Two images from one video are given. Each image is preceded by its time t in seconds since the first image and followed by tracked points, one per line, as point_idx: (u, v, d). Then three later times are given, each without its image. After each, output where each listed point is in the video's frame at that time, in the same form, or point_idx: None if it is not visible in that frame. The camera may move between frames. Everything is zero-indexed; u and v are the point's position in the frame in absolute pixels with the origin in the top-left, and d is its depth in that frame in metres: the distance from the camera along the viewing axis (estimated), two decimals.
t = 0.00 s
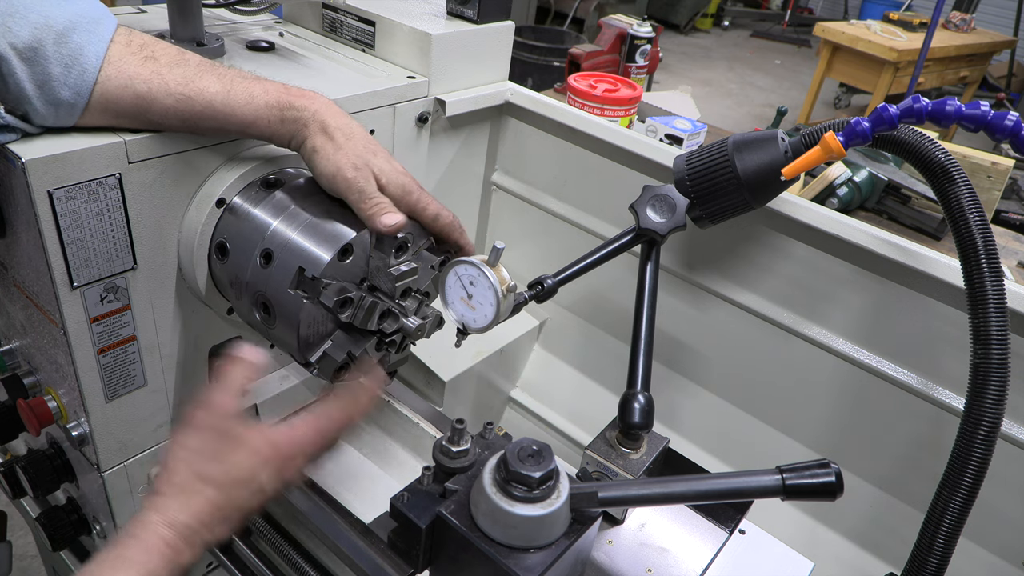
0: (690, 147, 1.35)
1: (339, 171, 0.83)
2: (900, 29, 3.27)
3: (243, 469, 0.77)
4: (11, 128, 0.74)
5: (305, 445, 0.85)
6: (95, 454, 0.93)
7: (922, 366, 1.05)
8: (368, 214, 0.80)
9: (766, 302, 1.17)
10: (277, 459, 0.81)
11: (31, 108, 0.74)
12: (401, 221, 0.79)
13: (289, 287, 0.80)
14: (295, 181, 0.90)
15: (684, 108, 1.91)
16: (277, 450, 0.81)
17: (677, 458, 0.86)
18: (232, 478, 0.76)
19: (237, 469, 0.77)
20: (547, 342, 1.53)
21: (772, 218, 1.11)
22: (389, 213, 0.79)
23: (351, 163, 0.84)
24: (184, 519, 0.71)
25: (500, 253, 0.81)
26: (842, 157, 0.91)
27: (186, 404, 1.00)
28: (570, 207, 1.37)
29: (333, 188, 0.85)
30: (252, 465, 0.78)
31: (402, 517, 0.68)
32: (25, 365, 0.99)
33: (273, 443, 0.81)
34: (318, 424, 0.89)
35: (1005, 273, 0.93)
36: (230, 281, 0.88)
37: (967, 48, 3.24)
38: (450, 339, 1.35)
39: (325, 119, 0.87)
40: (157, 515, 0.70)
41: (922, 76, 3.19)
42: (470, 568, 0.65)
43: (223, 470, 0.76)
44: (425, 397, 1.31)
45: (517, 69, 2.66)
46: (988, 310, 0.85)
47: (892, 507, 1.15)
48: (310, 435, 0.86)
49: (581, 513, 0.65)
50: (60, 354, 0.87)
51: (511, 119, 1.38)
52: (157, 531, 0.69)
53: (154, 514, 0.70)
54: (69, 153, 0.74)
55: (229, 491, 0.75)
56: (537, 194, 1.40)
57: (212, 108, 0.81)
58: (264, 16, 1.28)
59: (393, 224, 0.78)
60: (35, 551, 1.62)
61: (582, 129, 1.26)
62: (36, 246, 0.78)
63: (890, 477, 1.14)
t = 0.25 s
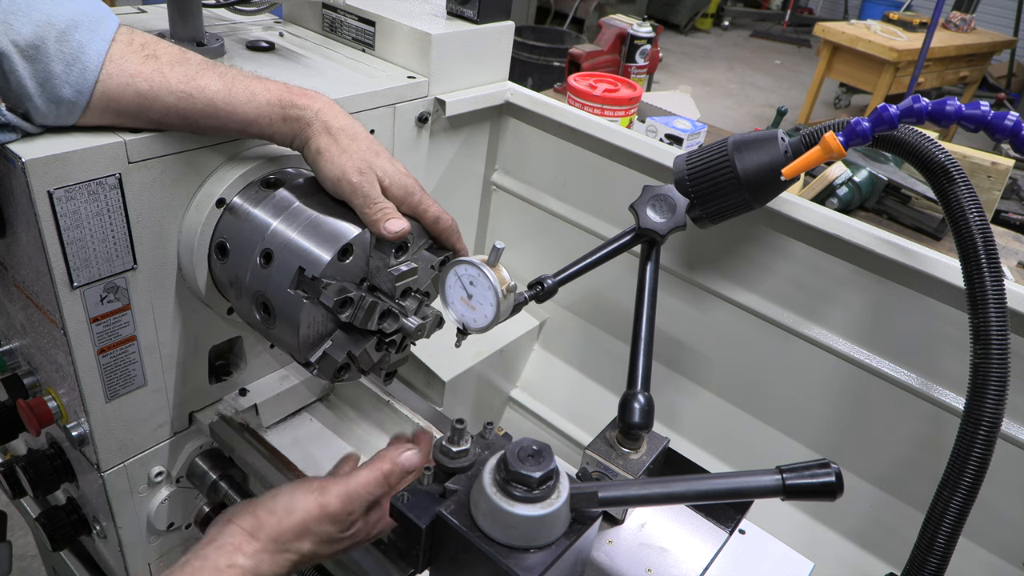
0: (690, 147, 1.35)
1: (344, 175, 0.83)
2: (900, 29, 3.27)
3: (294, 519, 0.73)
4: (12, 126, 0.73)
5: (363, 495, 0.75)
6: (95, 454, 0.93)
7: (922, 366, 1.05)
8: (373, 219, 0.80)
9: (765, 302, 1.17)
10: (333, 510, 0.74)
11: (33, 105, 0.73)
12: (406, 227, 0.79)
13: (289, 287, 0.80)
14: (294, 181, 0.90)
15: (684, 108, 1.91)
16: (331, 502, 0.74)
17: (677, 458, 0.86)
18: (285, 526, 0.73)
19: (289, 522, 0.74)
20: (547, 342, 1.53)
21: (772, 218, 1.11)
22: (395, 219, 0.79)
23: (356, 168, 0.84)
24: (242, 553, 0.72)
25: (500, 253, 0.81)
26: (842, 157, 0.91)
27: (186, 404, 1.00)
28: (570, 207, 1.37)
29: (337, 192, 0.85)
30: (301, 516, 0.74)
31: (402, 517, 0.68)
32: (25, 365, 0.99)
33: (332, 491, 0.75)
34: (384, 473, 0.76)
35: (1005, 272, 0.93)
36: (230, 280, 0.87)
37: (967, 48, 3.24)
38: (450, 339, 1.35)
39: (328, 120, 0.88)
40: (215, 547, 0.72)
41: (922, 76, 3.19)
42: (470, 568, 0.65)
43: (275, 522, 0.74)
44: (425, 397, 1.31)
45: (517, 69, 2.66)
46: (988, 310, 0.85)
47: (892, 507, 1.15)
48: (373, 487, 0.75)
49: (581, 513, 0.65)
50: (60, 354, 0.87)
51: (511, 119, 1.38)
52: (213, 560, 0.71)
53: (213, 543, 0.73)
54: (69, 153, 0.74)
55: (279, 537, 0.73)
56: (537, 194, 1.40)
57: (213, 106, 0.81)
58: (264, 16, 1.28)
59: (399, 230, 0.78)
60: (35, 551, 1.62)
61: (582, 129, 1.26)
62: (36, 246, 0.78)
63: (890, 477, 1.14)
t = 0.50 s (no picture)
0: (690, 147, 1.35)
1: (344, 176, 0.83)
2: (900, 29, 3.27)
3: (298, 476, 0.70)
4: (12, 126, 0.73)
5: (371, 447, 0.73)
6: (95, 454, 0.93)
7: (922, 366, 1.05)
8: (373, 220, 0.80)
9: (766, 302, 1.17)
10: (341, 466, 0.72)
11: (33, 105, 0.73)
12: (406, 228, 0.79)
13: (289, 287, 0.80)
14: (294, 181, 0.89)
15: (684, 108, 1.91)
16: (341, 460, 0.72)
17: (677, 458, 0.86)
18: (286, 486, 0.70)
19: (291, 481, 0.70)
20: (547, 341, 1.53)
21: (772, 218, 1.11)
22: (395, 220, 0.79)
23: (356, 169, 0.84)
24: (235, 522, 0.68)
25: (500, 253, 0.81)
26: (842, 157, 0.91)
27: (186, 404, 1.00)
28: (570, 207, 1.37)
29: (337, 192, 0.85)
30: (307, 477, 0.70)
31: (402, 517, 0.68)
32: (25, 365, 0.99)
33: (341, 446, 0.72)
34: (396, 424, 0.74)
35: (1005, 273, 0.93)
36: (230, 280, 0.87)
37: (967, 48, 3.24)
38: (450, 338, 1.35)
39: (328, 120, 0.88)
40: (206, 515, 0.68)
41: (922, 76, 3.19)
42: (470, 568, 0.65)
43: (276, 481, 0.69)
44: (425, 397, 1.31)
45: (517, 69, 2.66)
46: (988, 310, 0.85)
47: (891, 507, 1.15)
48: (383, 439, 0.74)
49: (581, 513, 0.65)
50: (60, 354, 0.87)
51: (511, 119, 1.38)
52: (204, 531, 0.67)
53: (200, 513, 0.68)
54: (69, 153, 0.74)
55: (278, 500, 0.69)
56: (537, 194, 1.40)
57: (213, 105, 0.81)
58: (264, 16, 1.28)
59: (399, 232, 0.78)
60: (35, 551, 1.61)
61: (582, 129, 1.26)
62: (36, 246, 0.78)
63: (890, 477, 1.14)
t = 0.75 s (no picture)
0: (690, 147, 1.35)
1: (344, 176, 0.83)
2: (900, 29, 3.27)
3: (282, 443, 0.74)
4: (12, 126, 0.74)
5: (349, 408, 0.78)
6: (95, 454, 0.93)
7: (922, 366, 1.05)
8: (373, 220, 0.80)
9: (765, 302, 1.17)
10: (322, 428, 0.77)
11: (33, 104, 0.73)
12: (406, 229, 0.79)
13: (289, 287, 0.79)
14: (294, 181, 0.89)
15: (684, 108, 1.91)
16: (322, 424, 0.76)
17: (677, 458, 0.86)
18: (270, 454, 0.73)
19: (276, 447, 0.73)
20: (547, 341, 1.53)
21: (772, 218, 1.11)
22: (395, 220, 0.80)
23: (356, 169, 0.84)
24: (223, 493, 0.70)
25: (500, 253, 0.81)
26: (842, 157, 0.91)
27: (186, 404, 1.00)
28: (570, 207, 1.37)
29: (337, 192, 0.85)
30: (293, 443, 0.74)
31: (402, 517, 0.68)
32: (25, 365, 0.99)
33: (323, 413, 0.76)
34: (373, 382, 0.79)
35: (1005, 273, 0.93)
36: (230, 280, 0.87)
37: (967, 48, 3.24)
38: (450, 339, 1.35)
39: (328, 120, 0.88)
40: (192, 490, 0.70)
41: (922, 76, 3.19)
42: (470, 568, 0.65)
43: (262, 450, 0.73)
44: (425, 397, 1.31)
45: (517, 69, 2.66)
46: (988, 310, 0.85)
47: (891, 507, 1.15)
48: (361, 399, 0.78)
49: (581, 513, 0.65)
50: (60, 354, 0.87)
51: (511, 119, 1.38)
52: (189, 505, 0.69)
53: (187, 489, 0.70)
54: (69, 153, 0.74)
55: (263, 467, 0.73)
56: (537, 194, 1.40)
57: (213, 105, 0.81)
58: (264, 16, 1.28)
59: (399, 232, 0.78)
60: (35, 551, 1.61)
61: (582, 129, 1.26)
62: (36, 246, 0.78)
63: (890, 477, 1.14)
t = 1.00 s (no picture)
0: (690, 147, 1.35)
1: (344, 177, 0.83)
2: (900, 29, 3.27)
3: (272, 433, 0.73)
4: (12, 126, 0.74)
5: (342, 395, 0.75)
6: (95, 454, 0.93)
7: (921, 366, 1.05)
8: (374, 220, 0.80)
9: (765, 302, 1.17)
10: (313, 417, 0.74)
11: (33, 104, 0.73)
12: (406, 230, 0.79)
13: (289, 287, 0.79)
14: (294, 181, 0.89)
15: (684, 108, 1.91)
16: (313, 413, 0.74)
17: (677, 458, 0.86)
18: (261, 445, 0.72)
19: (266, 437, 0.73)
20: (547, 341, 1.53)
21: (772, 218, 1.11)
22: (395, 221, 0.80)
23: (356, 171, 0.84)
24: (216, 484, 0.70)
25: (500, 253, 0.81)
26: (842, 157, 0.91)
27: (186, 404, 1.00)
28: (570, 207, 1.37)
29: (338, 193, 0.85)
30: (282, 432, 0.73)
31: (402, 517, 0.68)
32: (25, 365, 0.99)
33: (314, 402, 0.74)
34: (366, 368, 0.75)
35: (1005, 273, 0.93)
36: (229, 279, 0.87)
37: (967, 48, 3.24)
38: (450, 338, 1.35)
39: (328, 120, 0.88)
40: (185, 484, 0.70)
41: (922, 76, 3.19)
42: (470, 568, 0.65)
43: (251, 440, 0.72)
44: (425, 397, 1.31)
45: (517, 69, 2.66)
46: (988, 310, 0.85)
47: (891, 507, 1.15)
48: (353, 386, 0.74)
49: (581, 513, 0.65)
50: (60, 354, 0.87)
51: (511, 119, 1.38)
52: (183, 498, 0.69)
53: (181, 483, 0.70)
54: (69, 153, 0.74)
55: (253, 459, 0.72)
56: (537, 194, 1.40)
57: (214, 104, 0.81)
58: (264, 16, 1.28)
59: (400, 233, 0.78)
60: (35, 551, 1.61)
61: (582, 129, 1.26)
62: (36, 246, 0.78)
63: (890, 477, 1.14)
